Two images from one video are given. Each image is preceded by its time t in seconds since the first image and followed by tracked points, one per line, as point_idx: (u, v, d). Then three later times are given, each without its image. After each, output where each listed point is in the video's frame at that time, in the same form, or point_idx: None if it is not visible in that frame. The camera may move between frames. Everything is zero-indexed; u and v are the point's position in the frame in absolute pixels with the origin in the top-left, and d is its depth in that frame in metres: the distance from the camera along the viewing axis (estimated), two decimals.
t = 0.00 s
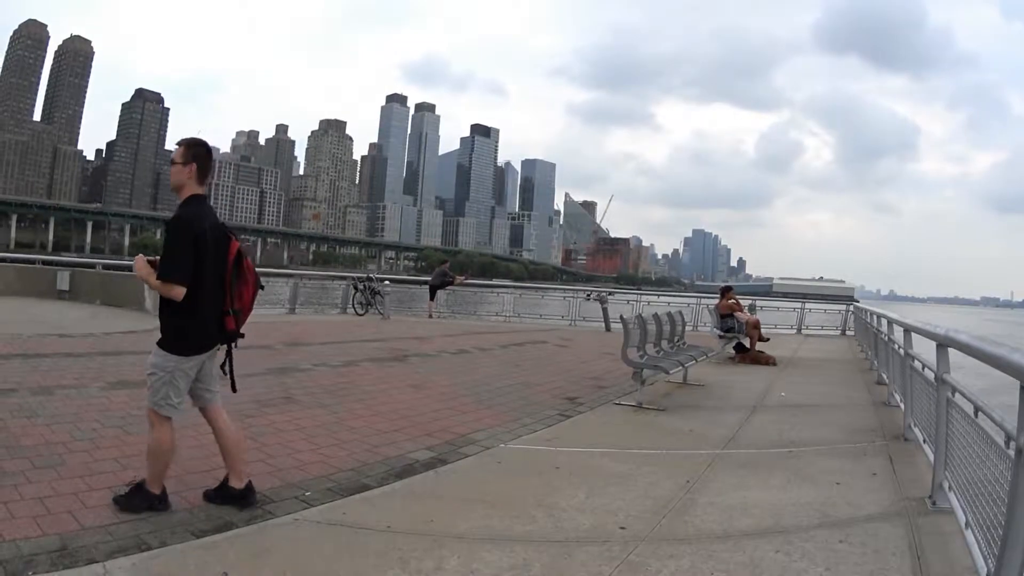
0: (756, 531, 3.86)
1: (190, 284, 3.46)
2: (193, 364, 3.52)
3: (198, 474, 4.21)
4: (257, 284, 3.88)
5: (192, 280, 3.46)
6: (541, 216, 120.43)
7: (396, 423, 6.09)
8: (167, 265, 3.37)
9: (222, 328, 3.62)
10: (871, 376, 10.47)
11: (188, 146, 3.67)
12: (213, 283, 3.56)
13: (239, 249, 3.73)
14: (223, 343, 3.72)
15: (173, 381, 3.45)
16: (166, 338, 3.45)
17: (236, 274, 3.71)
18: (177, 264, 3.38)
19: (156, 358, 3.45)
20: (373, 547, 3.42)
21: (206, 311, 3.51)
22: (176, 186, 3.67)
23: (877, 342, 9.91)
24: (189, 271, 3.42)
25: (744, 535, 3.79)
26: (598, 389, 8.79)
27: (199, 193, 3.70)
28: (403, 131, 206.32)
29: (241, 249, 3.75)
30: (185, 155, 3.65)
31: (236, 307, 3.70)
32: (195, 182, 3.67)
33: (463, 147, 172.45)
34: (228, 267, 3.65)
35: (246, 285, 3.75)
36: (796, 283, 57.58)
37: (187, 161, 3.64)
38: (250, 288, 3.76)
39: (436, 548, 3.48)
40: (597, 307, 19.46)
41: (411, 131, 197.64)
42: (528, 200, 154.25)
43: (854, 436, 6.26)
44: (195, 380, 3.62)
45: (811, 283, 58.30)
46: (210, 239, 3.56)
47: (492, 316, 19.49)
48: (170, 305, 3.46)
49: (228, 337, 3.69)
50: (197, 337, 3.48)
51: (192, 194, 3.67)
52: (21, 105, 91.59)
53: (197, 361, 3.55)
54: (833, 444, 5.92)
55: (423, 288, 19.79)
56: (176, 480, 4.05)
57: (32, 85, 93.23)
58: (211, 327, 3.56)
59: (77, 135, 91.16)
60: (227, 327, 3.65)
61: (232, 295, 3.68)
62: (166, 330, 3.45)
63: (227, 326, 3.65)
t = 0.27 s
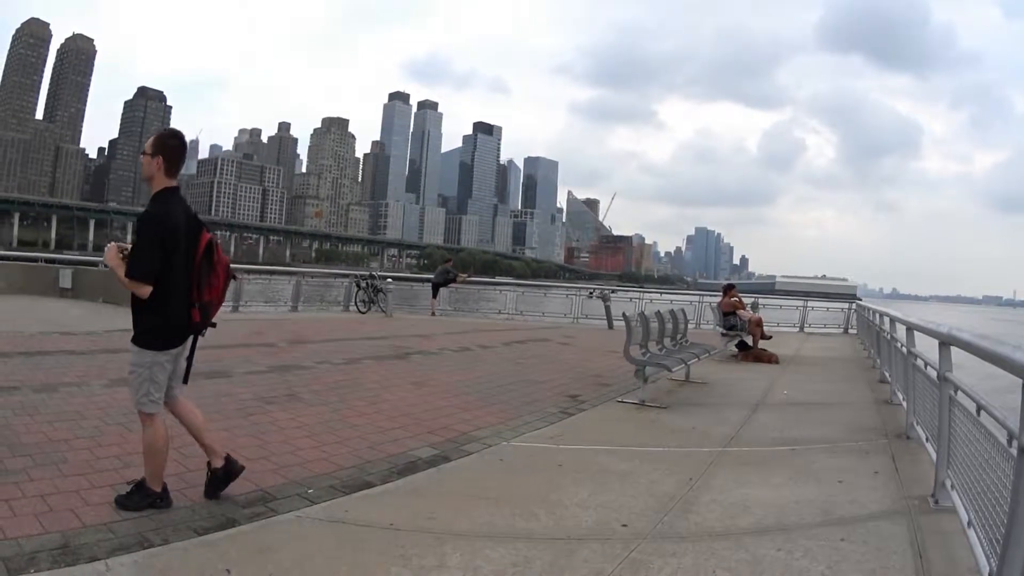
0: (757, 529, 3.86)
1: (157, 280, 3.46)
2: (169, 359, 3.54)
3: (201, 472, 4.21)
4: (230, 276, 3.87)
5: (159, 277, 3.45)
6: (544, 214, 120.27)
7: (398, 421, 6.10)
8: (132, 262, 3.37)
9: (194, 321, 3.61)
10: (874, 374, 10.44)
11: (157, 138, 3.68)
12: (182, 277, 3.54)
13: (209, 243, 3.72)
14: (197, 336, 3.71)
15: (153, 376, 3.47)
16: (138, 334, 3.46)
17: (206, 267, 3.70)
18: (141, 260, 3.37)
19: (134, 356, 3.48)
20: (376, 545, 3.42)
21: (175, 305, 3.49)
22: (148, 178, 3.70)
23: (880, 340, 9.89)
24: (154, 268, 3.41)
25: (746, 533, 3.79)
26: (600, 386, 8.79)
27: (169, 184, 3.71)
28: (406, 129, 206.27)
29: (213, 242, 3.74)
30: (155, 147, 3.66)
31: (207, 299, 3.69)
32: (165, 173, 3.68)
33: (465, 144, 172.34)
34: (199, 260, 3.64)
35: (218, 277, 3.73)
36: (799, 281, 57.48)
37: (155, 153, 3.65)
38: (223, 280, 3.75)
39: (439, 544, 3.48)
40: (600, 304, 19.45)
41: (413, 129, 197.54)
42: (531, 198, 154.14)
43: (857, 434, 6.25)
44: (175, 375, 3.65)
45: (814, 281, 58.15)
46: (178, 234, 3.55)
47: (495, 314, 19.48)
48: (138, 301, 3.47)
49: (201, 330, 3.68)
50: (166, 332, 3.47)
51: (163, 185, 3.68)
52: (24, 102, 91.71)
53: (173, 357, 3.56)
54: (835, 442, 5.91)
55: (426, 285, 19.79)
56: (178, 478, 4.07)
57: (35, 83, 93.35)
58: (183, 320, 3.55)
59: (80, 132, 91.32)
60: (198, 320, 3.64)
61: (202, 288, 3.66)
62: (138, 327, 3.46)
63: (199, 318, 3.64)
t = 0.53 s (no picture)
0: (758, 526, 3.86)
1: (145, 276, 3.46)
2: (161, 354, 3.56)
3: (203, 470, 4.23)
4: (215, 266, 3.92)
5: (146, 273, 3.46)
6: (546, 211, 120.14)
7: (401, 418, 6.11)
8: (117, 261, 3.36)
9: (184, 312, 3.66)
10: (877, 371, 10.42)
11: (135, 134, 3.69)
12: (169, 271, 3.57)
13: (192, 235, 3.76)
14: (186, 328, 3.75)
15: (147, 373, 3.49)
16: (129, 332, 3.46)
17: (190, 260, 3.72)
18: (128, 258, 3.37)
19: (127, 355, 3.49)
20: (378, 542, 3.43)
21: (164, 300, 3.51)
22: (128, 173, 3.70)
23: (884, 337, 9.87)
24: (141, 265, 3.41)
25: (747, 530, 3.79)
26: (602, 384, 8.80)
27: (150, 179, 3.70)
28: (408, 126, 206.18)
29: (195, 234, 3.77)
30: (134, 142, 3.66)
31: (195, 290, 3.73)
32: (145, 169, 3.68)
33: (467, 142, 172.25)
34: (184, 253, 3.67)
35: (203, 269, 3.78)
36: (802, 278, 57.34)
37: (135, 148, 3.65)
38: (209, 272, 3.79)
39: (442, 542, 3.49)
40: (602, 301, 19.45)
41: (416, 126, 197.39)
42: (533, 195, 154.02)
43: (860, 431, 6.24)
44: (168, 371, 3.67)
45: (816, 277, 58.03)
46: (162, 229, 3.56)
47: (497, 311, 19.48)
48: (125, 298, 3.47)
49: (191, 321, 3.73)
50: (160, 327, 3.48)
51: (143, 181, 3.68)
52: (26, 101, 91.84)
53: (163, 352, 3.58)
54: (838, 439, 5.90)
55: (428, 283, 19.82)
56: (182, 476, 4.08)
57: (38, 82, 93.49)
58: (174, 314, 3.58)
59: (82, 131, 91.49)
60: (188, 312, 3.68)
61: (188, 281, 3.69)
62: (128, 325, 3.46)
63: (189, 310, 3.68)
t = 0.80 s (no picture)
0: (760, 525, 3.85)
1: (145, 275, 3.47)
2: (156, 354, 3.55)
3: (205, 469, 4.24)
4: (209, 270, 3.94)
5: (147, 272, 3.47)
6: (547, 210, 120.02)
7: (403, 417, 6.11)
8: (120, 258, 3.36)
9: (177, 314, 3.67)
10: (879, 369, 10.40)
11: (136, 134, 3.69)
12: (168, 272, 3.58)
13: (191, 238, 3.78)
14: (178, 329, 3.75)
15: (143, 371, 3.49)
16: (124, 330, 3.45)
17: (188, 262, 3.74)
18: (131, 257, 3.38)
19: (122, 355, 3.48)
20: (380, 542, 3.43)
21: (162, 300, 3.52)
22: (129, 174, 3.70)
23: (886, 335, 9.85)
24: (143, 263, 3.42)
25: (749, 529, 3.79)
26: (603, 383, 8.79)
27: (151, 180, 3.71)
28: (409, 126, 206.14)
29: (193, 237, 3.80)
30: (136, 142, 3.66)
31: (190, 293, 3.74)
32: (147, 169, 3.69)
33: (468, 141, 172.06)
34: (183, 256, 3.69)
35: (199, 272, 3.80)
36: (804, 276, 57.25)
37: (136, 148, 3.66)
38: (203, 275, 3.81)
39: (443, 541, 3.49)
40: (604, 300, 19.44)
41: (417, 126, 197.38)
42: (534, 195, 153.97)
43: (862, 429, 6.23)
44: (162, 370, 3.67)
45: (818, 276, 57.96)
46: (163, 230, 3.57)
47: (499, 310, 19.50)
48: (122, 297, 3.46)
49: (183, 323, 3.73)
50: (157, 327, 3.49)
51: (145, 181, 3.69)
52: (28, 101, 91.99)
53: (158, 352, 3.58)
54: (840, 438, 5.90)
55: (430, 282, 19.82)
56: (184, 476, 4.09)
57: (39, 82, 93.65)
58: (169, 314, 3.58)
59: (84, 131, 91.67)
60: (181, 314, 3.69)
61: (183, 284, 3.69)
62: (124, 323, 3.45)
63: (182, 312, 3.69)
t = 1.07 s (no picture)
0: (761, 525, 3.85)
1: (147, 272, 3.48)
2: (153, 350, 3.56)
3: (206, 469, 4.24)
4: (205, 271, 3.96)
5: (150, 269, 3.48)
6: (548, 209, 119.99)
7: (404, 417, 6.12)
8: (124, 253, 3.37)
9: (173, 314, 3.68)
10: (880, 369, 10.40)
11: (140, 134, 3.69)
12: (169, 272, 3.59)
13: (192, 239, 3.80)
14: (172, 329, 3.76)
15: (142, 367, 3.49)
16: (122, 325, 3.45)
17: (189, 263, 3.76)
18: (136, 253, 3.39)
19: (119, 351, 3.48)
20: (381, 541, 3.42)
21: (161, 297, 3.53)
22: (133, 172, 3.71)
23: (887, 335, 9.85)
24: (146, 260, 3.44)
25: (749, 529, 3.78)
26: (604, 382, 8.79)
27: (155, 179, 3.73)
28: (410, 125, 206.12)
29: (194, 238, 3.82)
30: (141, 141, 3.66)
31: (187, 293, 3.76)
32: (150, 169, 3.71)
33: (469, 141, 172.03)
34: (184, 256, 3.71)
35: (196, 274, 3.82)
36: (805, 276, 57.25)
37: (141, 148, 3.66)
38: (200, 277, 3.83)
39: (444, 540, 3.49)
40: (604, 300, 19.45)
41: (418, 125, 197.41)
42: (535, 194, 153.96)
43: (863, 429, 6.23)
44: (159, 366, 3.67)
45: (819, 276, 57.90)
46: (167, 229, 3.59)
47: (500, 310, 19.51)
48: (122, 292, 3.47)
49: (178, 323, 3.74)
50: (155, 325, 3.50)
51: (149, 181, 3.70)
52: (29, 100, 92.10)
53: (154, 348, 3.58)
54: (840, 437, 5.89)
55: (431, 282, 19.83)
56: (184, 475, 4.09)
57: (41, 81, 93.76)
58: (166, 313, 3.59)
59: (85, 130, 91.72)
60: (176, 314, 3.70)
61: (180, 284, 3.70)
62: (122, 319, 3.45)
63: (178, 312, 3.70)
